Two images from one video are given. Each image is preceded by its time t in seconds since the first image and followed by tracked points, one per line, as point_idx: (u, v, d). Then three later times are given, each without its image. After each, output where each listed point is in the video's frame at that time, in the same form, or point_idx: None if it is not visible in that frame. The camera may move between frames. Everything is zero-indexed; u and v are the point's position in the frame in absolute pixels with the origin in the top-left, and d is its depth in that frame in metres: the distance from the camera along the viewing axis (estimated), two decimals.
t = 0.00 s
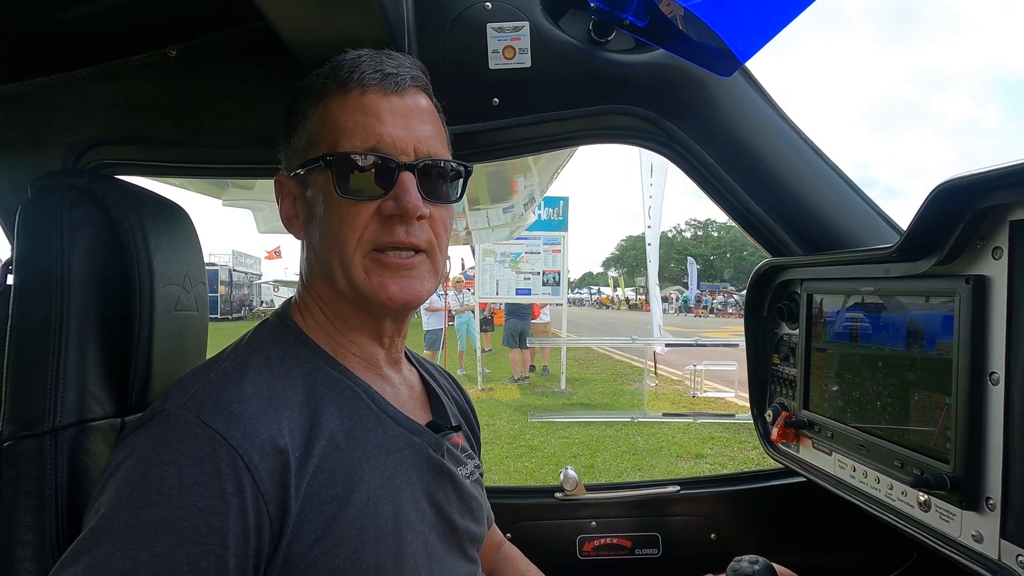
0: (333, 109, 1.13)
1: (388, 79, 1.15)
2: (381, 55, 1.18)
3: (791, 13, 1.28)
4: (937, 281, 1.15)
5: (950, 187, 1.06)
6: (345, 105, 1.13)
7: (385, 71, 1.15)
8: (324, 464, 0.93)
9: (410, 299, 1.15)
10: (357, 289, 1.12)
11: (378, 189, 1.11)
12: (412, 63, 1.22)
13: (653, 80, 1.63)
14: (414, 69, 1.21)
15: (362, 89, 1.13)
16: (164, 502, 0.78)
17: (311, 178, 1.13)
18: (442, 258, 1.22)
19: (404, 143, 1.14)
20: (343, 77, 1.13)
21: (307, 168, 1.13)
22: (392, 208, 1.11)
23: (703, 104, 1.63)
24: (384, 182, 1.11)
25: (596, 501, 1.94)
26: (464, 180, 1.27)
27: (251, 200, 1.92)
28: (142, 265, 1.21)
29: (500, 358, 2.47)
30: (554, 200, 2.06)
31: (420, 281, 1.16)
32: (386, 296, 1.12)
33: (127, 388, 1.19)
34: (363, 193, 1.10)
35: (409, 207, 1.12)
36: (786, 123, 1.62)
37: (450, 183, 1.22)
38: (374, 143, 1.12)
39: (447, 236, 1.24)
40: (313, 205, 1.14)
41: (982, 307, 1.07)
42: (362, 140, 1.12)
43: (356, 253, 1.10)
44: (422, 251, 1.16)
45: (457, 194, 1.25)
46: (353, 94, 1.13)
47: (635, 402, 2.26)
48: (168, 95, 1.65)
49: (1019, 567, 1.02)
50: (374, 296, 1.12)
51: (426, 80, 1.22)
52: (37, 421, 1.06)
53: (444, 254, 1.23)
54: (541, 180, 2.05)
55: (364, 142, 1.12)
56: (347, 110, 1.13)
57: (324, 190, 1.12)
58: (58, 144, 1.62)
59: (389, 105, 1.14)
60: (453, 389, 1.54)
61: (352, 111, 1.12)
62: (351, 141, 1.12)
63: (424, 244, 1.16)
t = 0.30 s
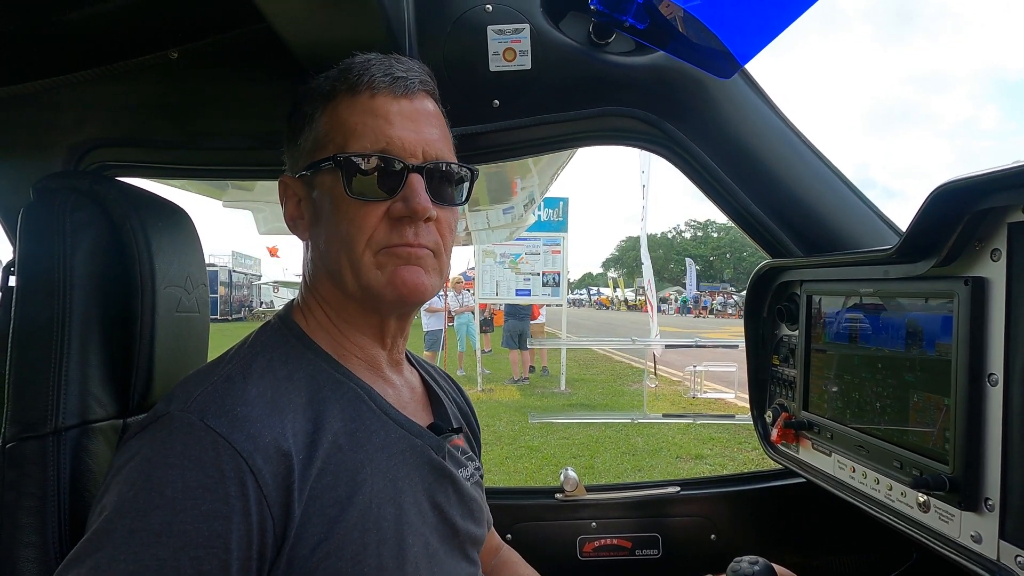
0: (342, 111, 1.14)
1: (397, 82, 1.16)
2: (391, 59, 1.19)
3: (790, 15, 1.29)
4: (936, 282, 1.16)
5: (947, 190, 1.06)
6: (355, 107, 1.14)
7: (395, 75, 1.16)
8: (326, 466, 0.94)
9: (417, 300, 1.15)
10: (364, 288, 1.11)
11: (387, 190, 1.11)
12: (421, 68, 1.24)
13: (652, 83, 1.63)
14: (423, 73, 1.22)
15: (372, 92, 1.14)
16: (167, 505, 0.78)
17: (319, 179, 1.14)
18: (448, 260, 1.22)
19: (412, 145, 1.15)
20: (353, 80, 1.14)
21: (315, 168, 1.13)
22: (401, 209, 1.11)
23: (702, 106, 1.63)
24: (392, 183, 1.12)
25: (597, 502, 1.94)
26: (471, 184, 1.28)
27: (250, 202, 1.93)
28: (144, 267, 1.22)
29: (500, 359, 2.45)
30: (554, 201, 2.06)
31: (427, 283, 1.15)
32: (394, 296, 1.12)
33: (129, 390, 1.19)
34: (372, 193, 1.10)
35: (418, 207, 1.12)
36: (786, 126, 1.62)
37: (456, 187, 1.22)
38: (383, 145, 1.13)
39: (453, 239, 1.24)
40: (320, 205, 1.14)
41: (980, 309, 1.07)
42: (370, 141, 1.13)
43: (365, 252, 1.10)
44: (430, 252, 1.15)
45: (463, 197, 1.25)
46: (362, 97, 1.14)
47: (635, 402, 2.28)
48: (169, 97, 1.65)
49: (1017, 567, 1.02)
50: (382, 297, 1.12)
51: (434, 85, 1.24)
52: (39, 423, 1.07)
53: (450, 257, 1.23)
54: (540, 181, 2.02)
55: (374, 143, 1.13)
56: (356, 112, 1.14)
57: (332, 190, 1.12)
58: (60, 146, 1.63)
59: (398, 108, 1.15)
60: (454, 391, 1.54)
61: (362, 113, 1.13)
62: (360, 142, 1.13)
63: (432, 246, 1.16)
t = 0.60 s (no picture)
0: (372, 114, 1.14)
1: (431, 93, 1.18)
2: (424, 69, 1.21)
3: (792, 17, 1.29)
4: (935, 284, 1.16)
5: (946, 191, 1.07)
6: (386, 112, 1.14)
7: (430, 85, 1.18)
8: (323, 467, 0.94)
9: (428, 306, 1.16)
10: (378, 290, 1.11)
11: (413, 195, 1.12)
12: (452, 81, 1.26)
13: (652, 84, 1.64)
14: (454, 87, 1.25)
15: (406, 99, 1.15)
16: (164, 504, 0.78)
17: (341, 175, 1.13)
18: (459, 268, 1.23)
19: (441, 154, 1.17)
20: (387, 84, 1.15)
21: (341, 164, 1.13)
22: (425, 214, 1.12)
23: (701, 106, 1.64)
24: (418, 188, 1.12)
25: (597, 503, 1.92)
26: (487, 198, 1.30)
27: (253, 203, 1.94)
28: (145, 268, 1.22)
29: (500, 360, 2.64)
30: (555, 203, 2.04)
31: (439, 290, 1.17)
32: (407, 300, 1.12)
33: (129, 390, 1.19)
34: (399, 197, 1.11)
35: (441, 215, 1.13)
36: (786, 128, 1.63)
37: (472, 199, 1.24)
38: (413, 151, 1.14)
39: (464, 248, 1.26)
40: (339, 202, 1.14)
41: (979, 310, 1.08)
42: (402, 146, 1.14)
43: (385, 254, 1.10)
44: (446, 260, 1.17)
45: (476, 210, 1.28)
46: (395, 102, 1.15)
47: (635, 402, 2.35)
48: (170, 99, 1.66)
49: (1016, 567, 1.02)
50: (395, 300, 1.12)
51: (461, 99, 1.26)
52: (40, 424, 1.07)
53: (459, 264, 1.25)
54: (540, 182, 1.94)
55: (404, 148, 1.14)
56: (388, 117, 1.14)
57: (356, 188, 1.12)
58: (62, 147, 1.63)
59: (429, 116, 1.16)
60: (451, 392, 1.54)
61: (394, 118, 1.14)
62: (390, 145, 1.13)
63: (449, 254, 1.17)
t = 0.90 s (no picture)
0: (341, 120, 1.14)
1: (393, 87, 1.16)
2: (384, 63, 1.19)
3: (789, 20, 1.30)
4: (932, 285, 1.17)
5: (943, 194, 1.07)
6: (352, 116, 1.13)
7: (390, 79, 1.17)
8: (330, 471, 0.94)
9: (427, 306, 1.17)
10: (375, 296, 1.13)
11: (393, 198, 1.12)
12: (414, 70, 1.24)
13: (650, 86, 1.64)
14: (416, 75, 1.23)
15: (369, 99, 1.14)
16: (174, 507, 0.79)
17: (321, 189, 1.14)
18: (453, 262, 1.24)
19: (415, 151, 1.16)
20: (348, 87, 1.14)
21: (319, 179, 1.13)
22: (408, 215, 1.13)
23: (702, 109, 1.64)
24: (397, 190, 1.13)
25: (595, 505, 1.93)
26: (472, 183, 1.29)
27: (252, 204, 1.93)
28: (146, 270, 1.22)
29: (501, 361, 2.49)
30: (554, 204, 2.05)
31: (436, 287, 1.18)
32: (403, 302, 1.14)
33: (130, 392, 1.20)
34: (380, 203, 1.11)
35: (425, 213, 1.14)
36: (784, 129, 1.63)
37: (457, 187, 1.23)
38: (386, 154, 1.14)
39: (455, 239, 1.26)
40: (323, 214, 1.14)
41: (976, 312, 1.08)
42: (374, 151, 1.13)
43: (375, 261, 1.11)
44: (438, 256, 1.18)
45: (464, 197, 1.26)
46: (360, 104, 1.13)
47: (635, 403, 2.33)
48: (171, 101, 1.66)
49: (1011, 568, 1.03)
50: (393, 304, 1.14)
51: (428, 87, 1.24)
52: (42, 425, 1.07)
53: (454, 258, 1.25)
54: (540, 184, 1.97)
55: (376, 152, 1.13)
56: (355, 120, 1.14)
57: (337, 201, 1.12)
58: (62, 149, 1.64)
59: (397, 114, 1.15)
60: (453, 394, 1.55)
61: (362, 121, 1.13)
62: (363, 151, 1.13)
63: (439, 249, 1.18)
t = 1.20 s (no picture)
0: (318, 125, 1.13)
1: (369, 89, 1.15)
2: (358, 64, 1.18)
3: (786, 21, 1.31)
4: (928, 287, 1.17)
5: (940, 196, 1.08)
6: (329, 120, 1.13)
7: (366, 81, 1.16)
8: (325, 470, 0.95)
9: (416, 306, 1.18)
10: (363, 300, 1.14)
11: (375, 201, 1.12)
12: (390, 69, 1.23)
13: (647, 88, 1.65)
14: (393, 75, 1.22)
15: (345, 102, 1.13)
16: (169, 508, 0.79)
17: (303, 196, 1.14)
18: (440, 260, 1.24)
19: (394, 153, 1.16)
20: (323, 91, 1.13)
21: (300, 186, 1.13)
22: (391, 219, 1.13)
23: (698, 110, 1.65)
24: (378, 193, 1.13)
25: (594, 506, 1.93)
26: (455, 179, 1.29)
27: (250, 204, 1.90)
28: (145, 272, 1.22)
29: (500, 361, 2.52)
30: (554, 204, 2.06)
31: (423, 286, 1.18)
32: (391, 305, 1.15)
33: (129, 393, 1.20)
34: (362, 207, 1.11)
35: (408, 216, 1.14)
36: (780, 130, 1.64)
37: (439, 185, 1.23)
38: (365, 158, 1.13)
39: (441, 238, 1.26)
40: (308, 220, 1.15)
41: (972, 313, 1.09)
42: (353, 155, 1.13)
43: (360, 265, 1.12)
44: (424, 256, 1.18)
45: (447, 196, 1.26)
46: (336, 108, 1.13)
47: (634, 405, 2.30)
48: (171, 103, 1.67)
49: (1007, 569, 1.03)
50: (381, 306, 1.14)
51: (405, 86, 1.23)
52: (41, 427, 1.08)
53: (440, 255, 1.26)
54: (540, 185, 1.96)
55: (356, 157, 1.13)
56: (332, 125, 1.13)
57: (319, 208, 1.13)
58: (62, 151, 1.65)
59: (374, 116, 1.15)
60: (449, 394, 1.55)
61: (339, 125, 1.13)
62: (342, 156, 1.13)
63: (424, 249, 1.18)
